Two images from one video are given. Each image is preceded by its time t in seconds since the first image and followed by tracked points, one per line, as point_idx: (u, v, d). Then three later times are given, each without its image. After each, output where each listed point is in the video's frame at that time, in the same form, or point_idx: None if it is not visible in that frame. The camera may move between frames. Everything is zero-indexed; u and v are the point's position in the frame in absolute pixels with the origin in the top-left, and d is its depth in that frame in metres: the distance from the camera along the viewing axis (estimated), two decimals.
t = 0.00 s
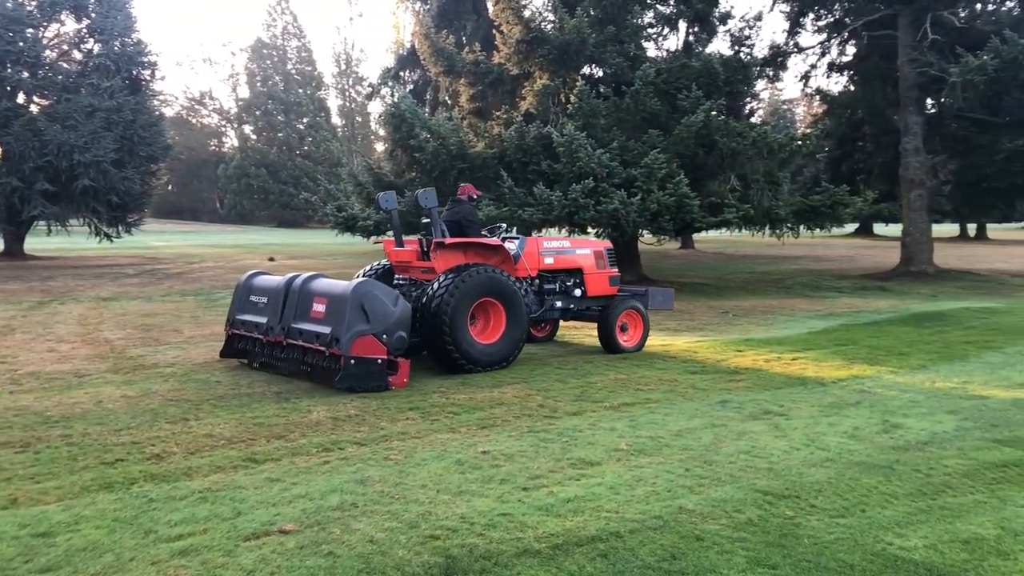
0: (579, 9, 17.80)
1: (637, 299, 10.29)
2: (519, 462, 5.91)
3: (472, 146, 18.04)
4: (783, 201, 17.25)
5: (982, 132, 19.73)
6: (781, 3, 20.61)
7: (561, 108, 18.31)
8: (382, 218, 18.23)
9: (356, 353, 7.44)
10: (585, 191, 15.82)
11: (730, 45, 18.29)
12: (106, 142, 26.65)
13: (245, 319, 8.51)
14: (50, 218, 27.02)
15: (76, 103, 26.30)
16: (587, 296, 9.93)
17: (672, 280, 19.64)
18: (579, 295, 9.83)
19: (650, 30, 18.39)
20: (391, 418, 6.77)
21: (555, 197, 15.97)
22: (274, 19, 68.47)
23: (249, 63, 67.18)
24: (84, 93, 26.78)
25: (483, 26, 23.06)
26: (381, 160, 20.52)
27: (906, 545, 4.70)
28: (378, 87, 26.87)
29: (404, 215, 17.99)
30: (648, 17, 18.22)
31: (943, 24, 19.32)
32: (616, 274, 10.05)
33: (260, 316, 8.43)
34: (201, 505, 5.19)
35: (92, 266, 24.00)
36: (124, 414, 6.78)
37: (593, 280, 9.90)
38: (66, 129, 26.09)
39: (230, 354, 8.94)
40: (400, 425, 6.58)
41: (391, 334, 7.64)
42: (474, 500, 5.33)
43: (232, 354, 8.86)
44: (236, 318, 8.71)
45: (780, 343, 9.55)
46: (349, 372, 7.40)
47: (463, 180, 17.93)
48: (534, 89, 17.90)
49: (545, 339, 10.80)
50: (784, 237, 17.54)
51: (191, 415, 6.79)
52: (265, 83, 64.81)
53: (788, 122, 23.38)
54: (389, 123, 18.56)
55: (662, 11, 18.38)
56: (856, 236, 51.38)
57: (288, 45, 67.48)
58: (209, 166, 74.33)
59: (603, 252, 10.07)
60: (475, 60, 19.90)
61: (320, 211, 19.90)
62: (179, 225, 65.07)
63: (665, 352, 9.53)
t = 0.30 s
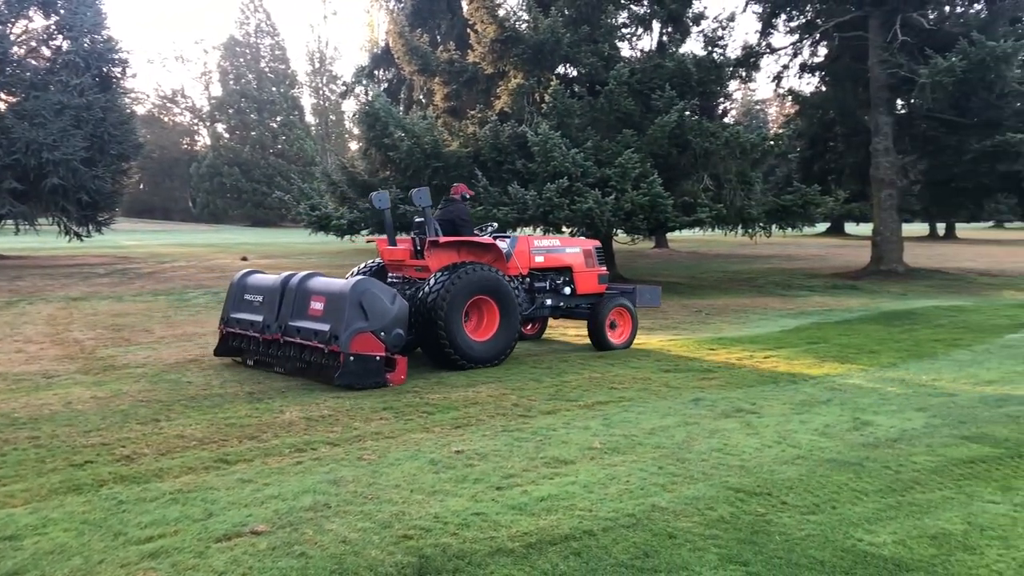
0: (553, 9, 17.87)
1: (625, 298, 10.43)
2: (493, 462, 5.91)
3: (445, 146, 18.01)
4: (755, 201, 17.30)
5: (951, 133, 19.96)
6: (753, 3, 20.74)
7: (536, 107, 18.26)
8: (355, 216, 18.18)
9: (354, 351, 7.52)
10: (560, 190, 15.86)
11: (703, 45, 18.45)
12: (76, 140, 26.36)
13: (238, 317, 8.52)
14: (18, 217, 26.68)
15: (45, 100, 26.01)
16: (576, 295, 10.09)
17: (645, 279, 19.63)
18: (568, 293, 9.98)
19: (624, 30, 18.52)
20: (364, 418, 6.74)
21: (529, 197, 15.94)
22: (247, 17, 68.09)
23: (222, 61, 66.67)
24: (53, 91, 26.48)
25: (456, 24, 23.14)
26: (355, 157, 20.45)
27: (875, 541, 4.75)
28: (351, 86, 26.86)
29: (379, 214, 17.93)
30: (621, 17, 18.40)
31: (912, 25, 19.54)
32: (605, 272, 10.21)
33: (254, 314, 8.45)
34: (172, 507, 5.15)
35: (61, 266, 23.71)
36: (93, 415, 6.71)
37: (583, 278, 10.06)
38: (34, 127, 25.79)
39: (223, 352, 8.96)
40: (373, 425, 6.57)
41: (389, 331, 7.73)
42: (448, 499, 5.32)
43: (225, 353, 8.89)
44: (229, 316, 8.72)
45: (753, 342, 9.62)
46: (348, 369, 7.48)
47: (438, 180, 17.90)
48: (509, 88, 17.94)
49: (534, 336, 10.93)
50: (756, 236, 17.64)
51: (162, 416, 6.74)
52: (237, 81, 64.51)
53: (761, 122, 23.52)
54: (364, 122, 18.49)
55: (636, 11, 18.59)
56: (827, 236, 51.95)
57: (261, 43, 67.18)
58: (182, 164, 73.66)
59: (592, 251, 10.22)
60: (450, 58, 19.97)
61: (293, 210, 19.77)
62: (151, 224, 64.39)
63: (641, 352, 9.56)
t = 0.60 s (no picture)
0: (527, 9, 17.84)
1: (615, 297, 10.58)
2: (467, 462, 5.90)
3: (419, 145, 17.99)
4: (728, 200, 17.33)
5: (920, 133, 20.13)
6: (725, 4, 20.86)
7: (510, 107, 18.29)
8: (328, 216, 18.04)
9: (352, 349, 7.58)
10: (534, 190, 15.85)
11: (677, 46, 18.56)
12: (44, 138, 26.03)
13: (234, 316, 8.59)
14: None
15: (12, 98, 25.66)
16: (565, 293, 10.25)
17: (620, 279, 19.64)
18: (557, 291, 10.14)
19: (598, 29, 18.75)
20: (337, 419, 6.71)
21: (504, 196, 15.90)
22: (220, 14, 67.55)
23: (194, 59, 66.09)
24: (20, 89, 26.13)
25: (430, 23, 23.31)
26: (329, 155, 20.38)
27: (845, 538, 4.80)
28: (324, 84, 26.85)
29: (353, 214, 17.82)
30: (596, 17, 18.52)
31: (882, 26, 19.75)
32: (593, 271, 10.40)
33: (251, 313, 8.51)
34: (142, 509, 5.11)
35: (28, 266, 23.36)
36: (61, 417, 6.63)
37: (571, 276, 10.25)
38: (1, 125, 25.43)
39: (217, 351, 9.02)
40: (347, 426, 6.54)
41: (386, 330, 7.80)
42: (421, 500, 5.31)
43: (219, 351, 8.95)
44: (225, 315, 8.78)
45: (726, 341, 9.67)
46: (346, 367, 7.55)
47: (412, 179, 17.85)
48: (483, 87, 17.98)
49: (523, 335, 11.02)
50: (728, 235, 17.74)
51: (133, 417, 6.68)
52: (209, 79, 63.99)
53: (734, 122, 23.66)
54: (336, 120, 18.29)
55: (609, 12, 18.74)
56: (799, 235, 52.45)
57: (234, 41, 66.64)
58: (154, 163, 72.84)
59: (580, 250, 10.41)
60: (423, 57, 19.86)
61: (265, 210, 19.61)
62: (122, 223, 63.58)
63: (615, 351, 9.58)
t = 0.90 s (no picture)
0: (500, 10, 17.84)
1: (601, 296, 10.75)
2: (439, 463, 5.89)
3: (392, 146, 18.12)
4: (698, 202, 17.45)
5: (887, 136, 20.35)
6: (696, 8, 21.00)
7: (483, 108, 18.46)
8: (300, 218, 17.81)
9: (348, 348, 7.68)
10: (507, 191, 15.85)
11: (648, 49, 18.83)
12: (8, 138, 25.66)
13: (226, 316, 8.64)
14: None
15: None
16: (552, 293, 10.41)
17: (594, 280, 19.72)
18: (544, 292, 10.29)
19: (570, 32, 18.96)
20: (308, 421, 6.68)
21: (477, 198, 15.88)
22: (189, 15, 67.04)
23: (164, 59, 65.48)
24: None
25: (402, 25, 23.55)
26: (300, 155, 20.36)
27: (814, 537, 4.84)
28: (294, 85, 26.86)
29: (323, 215, 17.68)
30: (569, 19, 18.76)
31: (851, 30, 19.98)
32: (579, 272, 10.55)
33: (243, 314, 8.57)
34: (109, 514, 5.04)
35: None
36: (27, 421, 6.54)
37: (558, 277, 10.38)
38: None
39: (209, 352, 9.07)
40: (318, 429, 6.51)
41: (381, 329, 7.91)
42: (393, 503, 5.29)
43: (211, 352, 9.00)
44: (216, 316, 8.83)
45: (697, 341, 9.75)
46: (342, 367, 7.64)
47: (384, 180, 17.96)
48: (455, 89, 18.11)
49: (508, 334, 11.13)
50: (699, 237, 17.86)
51: (100, 421, 6.60)
52: (179, 80, 63.50)
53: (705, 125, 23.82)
54: (308, 122, 18.27)
55: (581, 14, 19.00)
56: (769, 236, 52.91)
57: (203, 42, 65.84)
58: (122, 165, 71.95)
59: (566, 251, 10.52)
60: (395, 58, 19.87)
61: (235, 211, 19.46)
62: (90, 225, 62.66)
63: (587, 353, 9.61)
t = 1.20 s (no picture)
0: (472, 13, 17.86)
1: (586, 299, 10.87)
2: (411, 467, 5.88)
3: (363, 149, 17.94)
4: (670, 206, 17.56)
5: (855, 141, 20.54)
6: (667, 13, 21.14)
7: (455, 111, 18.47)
8: (270, 220, 17.69)
9: (343, 348, 7.79)
10: (479, 195, 15.76)
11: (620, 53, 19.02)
12: None
13: (218, 318, 8.71)
14: None
15: None
16: (538, 295, 10.53)
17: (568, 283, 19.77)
18: (531, 294, 10.41)
19: (542, 36, 19.11)
20: (279, 426, 6.63)
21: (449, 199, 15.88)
22: (159, 15, 66.55)
23: (132, 60, 64.85)
24: None
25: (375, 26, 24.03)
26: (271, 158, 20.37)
27: (783, 538, 4.89)
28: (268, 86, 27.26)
29: (294, 217, 17.55)
30: (541, 23, 18.94)
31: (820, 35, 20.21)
32: (564, 274, 10.67)
33: (235, 315, 8.66)
34: (74, 521, 4.97)
35: None
36: None
37: (544, 279, 10.52)
38: None
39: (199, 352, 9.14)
40: (288, 433, 6.47)
41: (374, 330, 8.03)
42: (364, 507, 5.26)
43: (201, 353, 9.06)
44: (207, 318, 8.90)
45: (669, 343, 9.81)
46: (337, 367, 7.75)
47: (356, 182, 17.76)
48: (427, 92, 18.12)
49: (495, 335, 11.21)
50: (671, 240, 17.92)
51: (66, 426, 6.52)
52: (148, 81, 63.01)
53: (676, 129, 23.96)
54: (279, 123, 18.20)
55: (554, 18, 19.18)
56: (739, 240, 53.40)
57: (173, 43, 65.95)
58: (89, 167, 71.07)
59: (552, 253, 10.66)
60: (367, 61, 19.85)
61: (205, 214, 19.28)
62: (56, 227, 61.70)
63: (560, 356, 9.61)
